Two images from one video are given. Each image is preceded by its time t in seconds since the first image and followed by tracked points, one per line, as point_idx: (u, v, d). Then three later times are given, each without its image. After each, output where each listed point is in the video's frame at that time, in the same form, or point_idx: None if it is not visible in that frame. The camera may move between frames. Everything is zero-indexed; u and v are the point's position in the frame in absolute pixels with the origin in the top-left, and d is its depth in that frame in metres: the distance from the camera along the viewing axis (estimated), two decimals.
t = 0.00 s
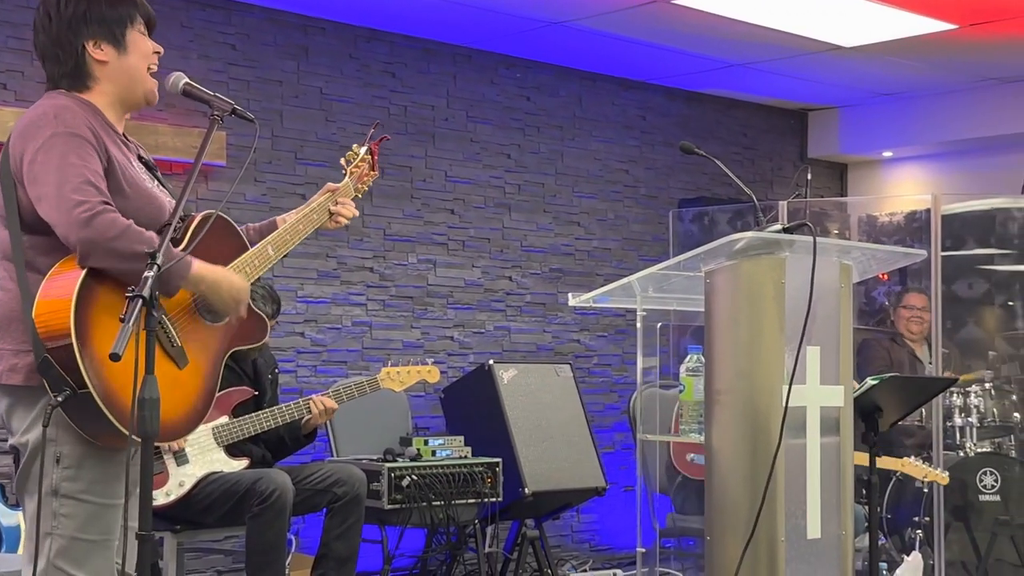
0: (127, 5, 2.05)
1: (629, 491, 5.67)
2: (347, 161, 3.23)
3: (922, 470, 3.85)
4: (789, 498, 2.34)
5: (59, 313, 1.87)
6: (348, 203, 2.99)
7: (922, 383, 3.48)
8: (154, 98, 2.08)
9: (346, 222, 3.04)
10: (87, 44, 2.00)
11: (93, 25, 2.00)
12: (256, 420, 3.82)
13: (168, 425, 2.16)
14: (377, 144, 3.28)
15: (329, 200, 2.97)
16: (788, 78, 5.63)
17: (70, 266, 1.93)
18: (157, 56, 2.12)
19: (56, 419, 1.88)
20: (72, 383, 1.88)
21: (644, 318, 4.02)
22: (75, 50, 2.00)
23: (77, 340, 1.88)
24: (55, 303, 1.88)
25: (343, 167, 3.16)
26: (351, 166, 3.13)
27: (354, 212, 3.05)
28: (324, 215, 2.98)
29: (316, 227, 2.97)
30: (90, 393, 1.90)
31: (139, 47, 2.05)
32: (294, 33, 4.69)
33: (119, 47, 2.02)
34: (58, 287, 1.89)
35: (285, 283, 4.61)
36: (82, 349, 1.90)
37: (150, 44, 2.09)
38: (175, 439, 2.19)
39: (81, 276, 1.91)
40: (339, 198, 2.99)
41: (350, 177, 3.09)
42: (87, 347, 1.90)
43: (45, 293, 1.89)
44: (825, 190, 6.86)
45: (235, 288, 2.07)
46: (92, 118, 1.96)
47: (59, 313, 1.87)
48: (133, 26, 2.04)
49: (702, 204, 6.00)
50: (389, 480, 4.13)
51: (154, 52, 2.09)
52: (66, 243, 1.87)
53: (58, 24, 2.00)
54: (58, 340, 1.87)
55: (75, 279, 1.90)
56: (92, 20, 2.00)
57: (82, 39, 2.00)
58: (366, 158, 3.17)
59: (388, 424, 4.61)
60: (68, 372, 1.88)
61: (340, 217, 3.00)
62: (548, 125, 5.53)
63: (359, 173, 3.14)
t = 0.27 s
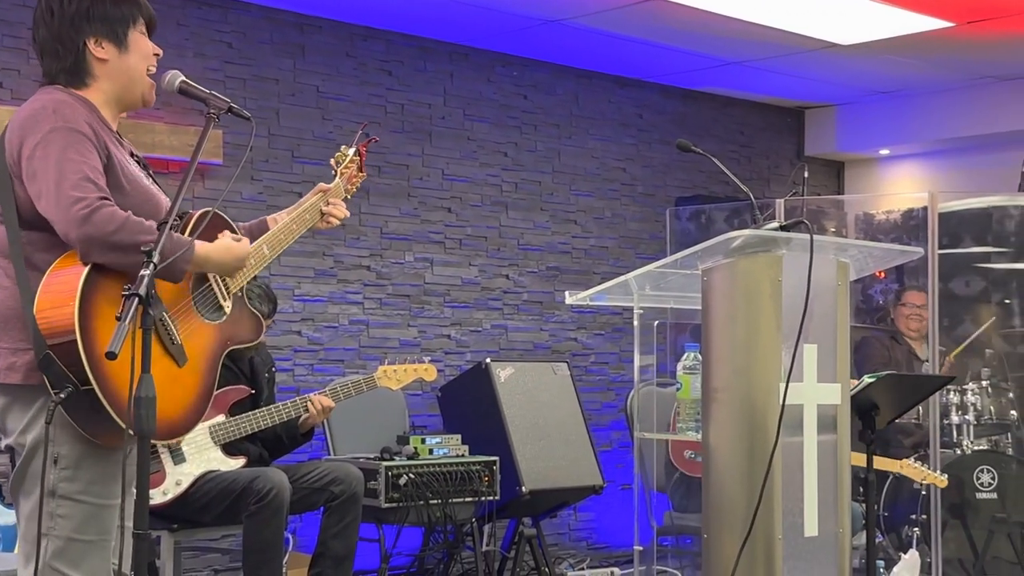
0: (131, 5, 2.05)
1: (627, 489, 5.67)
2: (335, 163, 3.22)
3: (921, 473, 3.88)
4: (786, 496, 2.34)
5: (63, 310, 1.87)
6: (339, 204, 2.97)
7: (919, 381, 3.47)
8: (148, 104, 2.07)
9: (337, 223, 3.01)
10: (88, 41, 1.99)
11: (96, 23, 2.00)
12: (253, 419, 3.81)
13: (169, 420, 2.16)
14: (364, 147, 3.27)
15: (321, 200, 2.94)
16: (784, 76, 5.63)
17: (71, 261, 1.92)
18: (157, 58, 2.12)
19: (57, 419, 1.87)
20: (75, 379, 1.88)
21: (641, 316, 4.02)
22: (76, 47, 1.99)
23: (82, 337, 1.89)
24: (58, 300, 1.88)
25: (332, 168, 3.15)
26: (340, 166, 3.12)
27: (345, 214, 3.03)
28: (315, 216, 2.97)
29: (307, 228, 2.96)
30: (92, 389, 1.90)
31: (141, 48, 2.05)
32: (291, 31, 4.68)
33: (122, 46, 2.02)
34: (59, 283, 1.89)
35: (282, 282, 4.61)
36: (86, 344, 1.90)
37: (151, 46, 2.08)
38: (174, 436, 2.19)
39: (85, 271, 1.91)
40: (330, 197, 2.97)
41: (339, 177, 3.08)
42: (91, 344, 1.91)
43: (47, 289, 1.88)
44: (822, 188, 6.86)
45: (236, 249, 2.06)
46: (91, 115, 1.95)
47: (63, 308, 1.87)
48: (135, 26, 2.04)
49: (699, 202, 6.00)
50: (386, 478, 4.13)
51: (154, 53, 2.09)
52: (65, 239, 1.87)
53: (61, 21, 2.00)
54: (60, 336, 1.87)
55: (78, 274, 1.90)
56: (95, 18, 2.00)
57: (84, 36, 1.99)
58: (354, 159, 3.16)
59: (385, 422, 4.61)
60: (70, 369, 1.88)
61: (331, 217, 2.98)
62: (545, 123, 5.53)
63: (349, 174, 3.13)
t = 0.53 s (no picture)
0: None
1: (625, 487, 5.67)
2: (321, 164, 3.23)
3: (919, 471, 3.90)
4: (784, 494, 2.34)
5: (69, 309, 1.89)
6: (330, 206, 3.00)
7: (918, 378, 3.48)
8: (148, 95, 2.08)
9: (326, 224, 3.04)
10: (86, 35, 1.98)
11: (94, 17, 1.99)
12: (251, 417, 3.81)
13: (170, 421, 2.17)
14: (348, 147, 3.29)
15: (312, 201, 2.96)
16: (782, 74, 5.63)
17: (78, 259, 1.94)
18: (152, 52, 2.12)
19: (61, 419, 1.87)
20: (81, 380, 1.90)
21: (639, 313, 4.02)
22: (74, 40, 1.98)
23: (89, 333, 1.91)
24: (64, 300, 1.89)
25: (320, 169, 3.15)
26: (328, 168, 3.12)
27: (335, 215, 3.05)
28: (306, 217, 2.98)
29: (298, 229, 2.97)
30: (97, 390, 1.92)
31: (137, 43, 2.05)
32: (288, 30, 4.68)
33: (118, 40, 2.01)
34: (65, 283, 1.91)
35: (279, 280, 4.61)
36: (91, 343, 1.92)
37: (146, 42, 2.08)
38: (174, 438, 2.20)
39: (92, 271, 1.93)
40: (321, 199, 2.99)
41: (326, 178, 3.09)
42: (97, 340, 1.93)
43: (53, 288, 1.90)
44: (819, 186, 6.87)
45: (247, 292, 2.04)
46: (96, 113, 1.95)
47: (71, 308, 1.89)
48: (133, 21, 2.04)
49: (697, 200, 6.00)
50: (385, 476, 4.13)
51: (150, 49, 2.09)
52: (78, 238, 1.87)
53: (58, 14, 1.98)
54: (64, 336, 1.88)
55: (86, 274, 1.92)
56: (93, 12, 1.99)
57: (82, 30, 1.98)
58: (340, 160, 3.18)
59: (383, 420, 4.61)
60: (77, 369, 1.89)
61: (322, 218, 3.01)
62: (542, 121, 5.52)
63: (335, 176, 3.14)
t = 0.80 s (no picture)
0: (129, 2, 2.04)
1: (623, 485, 5.68)
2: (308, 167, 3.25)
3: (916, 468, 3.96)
4: (781, 492, 2.35)
5: (75, 309, 1.88)
6: (319, 208, 3.05)
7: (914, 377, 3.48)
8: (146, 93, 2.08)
9: (315, 227, 3.08)
10: (85, 35, 1.98)
11: (94, 17, 1.99)
12: (249, 417, 3.80)
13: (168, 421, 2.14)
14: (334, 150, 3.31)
15: (301, 204, 2.98)
16: (780, 72, 5.63)
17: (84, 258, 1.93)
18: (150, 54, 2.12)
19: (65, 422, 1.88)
20: (84, 381, 1.88)
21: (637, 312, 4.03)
22: (73, 39, 1.98)
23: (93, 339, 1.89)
24: (70, 299, 1.88)
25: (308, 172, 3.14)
26: (316, 170, 3.13)
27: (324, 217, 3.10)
28: (296, 219, 3.00)
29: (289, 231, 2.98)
30: (101, 391, 1.90)
31: (136, 46, 2.05)
32: (286, 29, 4.68)
33: (118, 42, 2.01)
34: (70, 282, 1.90)
35: (277, 279, 4.61)
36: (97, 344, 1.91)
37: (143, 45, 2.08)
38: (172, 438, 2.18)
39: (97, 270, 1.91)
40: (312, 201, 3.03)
41: (316, 179, 3.10)
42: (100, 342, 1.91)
43: (57, 288, 1.89)
44: (817, 183, 6.87)
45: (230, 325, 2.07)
46: (96, 112, 1.96)
47: (75, 308, 1.88)
48: (132, 23, 2.04)
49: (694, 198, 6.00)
50: (382, 476, 4.13)
51: (148, 51, 2.09)
52: (90, 237, 1.87)
53: (58, 13, 1.99)
54: (68, 336, 1.87)
55: (91, 273, 1.91)
56: (93, 12, 1.99)
57: (82, 29, 1.98)
58: (329, 161, 3.19)
59: (382, 419, 4.61)
60: (81, 370, 1.88)
61: (312, 221, 3.05)
62: (540, 119, 5.53)
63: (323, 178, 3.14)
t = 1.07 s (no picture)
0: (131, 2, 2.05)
1: (621, 483, 5.68)
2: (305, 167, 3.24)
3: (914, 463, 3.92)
4: (779, 489, 2.35)
5: (72, 309, 1.88)
6: (317, 209, 3.04)
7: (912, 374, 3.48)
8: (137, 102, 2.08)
9: (311, 228, 3.07)
10: (87, 36, 1.98)
11: (95, 18, 1.99)
12: (247, 415, 3.81)
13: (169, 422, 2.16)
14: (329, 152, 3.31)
15: (300, 205, 2.98)
16: (777, 70, 5.63)
17: (81, 258, 1.93)
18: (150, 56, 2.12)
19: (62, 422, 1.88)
20: (82, 381, 1.89)
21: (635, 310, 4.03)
22: (74, 40, 1.98)
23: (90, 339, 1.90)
24: (67, 298, 1.88)
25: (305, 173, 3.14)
26: (313, 170, 3.13)
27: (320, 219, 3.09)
28: (294, 220, 2.99)
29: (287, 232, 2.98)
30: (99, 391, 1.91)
31: (137, 47, 2.05)
32: (283, 28, 4.68)
33: (119, 43, 2.01)
34: (67, 282, 1.89)
35: (275, 278, 4.61)
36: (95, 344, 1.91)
37: (144, 47, 2.08)
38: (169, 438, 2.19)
39: (94, 270, 1.92)
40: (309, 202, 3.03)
41: (314, 180, 3.10)
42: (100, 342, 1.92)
43: (54, 286, 1.89)
44: (814, 181, 6.88)
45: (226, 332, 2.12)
46: (96, 112, 1.96)
47: (72, 307, 1.88)
48: (134, 25, 2.04)
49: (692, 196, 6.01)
50: (381, 474, 4.13)
51: (149, 52, 2.09)
52: (87, 237, 1.88)
53: (60, 13, 1.99)
54: (66, 336, 1.87)
55: (88, 272, 1.91)
56: (95, 12, 1.99)
57: (84, 30, 1.98)
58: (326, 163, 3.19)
59: (380, 417, 4.62)
60: (79, 370, 1.89)
61: (310, 221, 3.04)
62: (538, 118, 5.53)
63: (321, 178, 3.14)
